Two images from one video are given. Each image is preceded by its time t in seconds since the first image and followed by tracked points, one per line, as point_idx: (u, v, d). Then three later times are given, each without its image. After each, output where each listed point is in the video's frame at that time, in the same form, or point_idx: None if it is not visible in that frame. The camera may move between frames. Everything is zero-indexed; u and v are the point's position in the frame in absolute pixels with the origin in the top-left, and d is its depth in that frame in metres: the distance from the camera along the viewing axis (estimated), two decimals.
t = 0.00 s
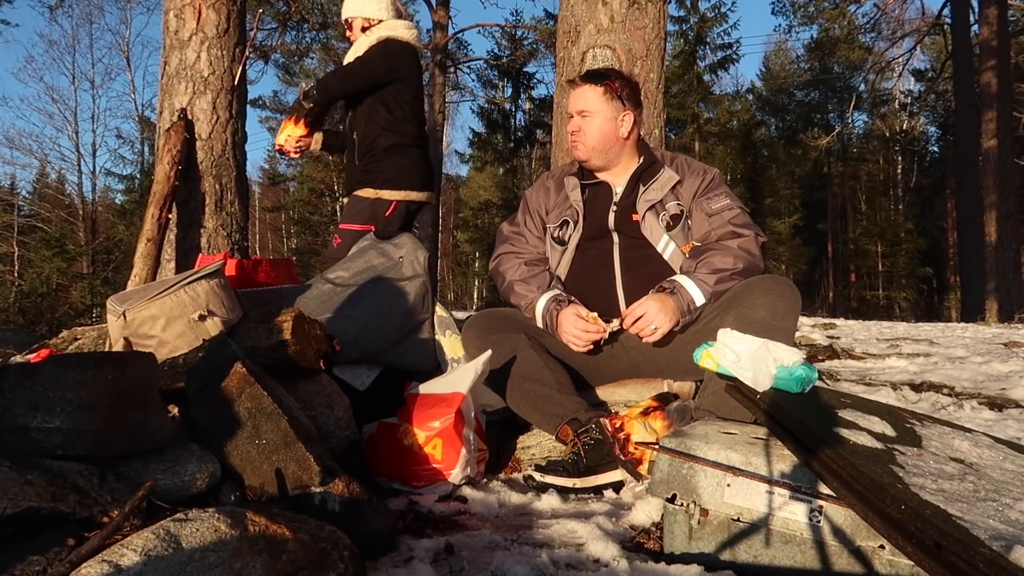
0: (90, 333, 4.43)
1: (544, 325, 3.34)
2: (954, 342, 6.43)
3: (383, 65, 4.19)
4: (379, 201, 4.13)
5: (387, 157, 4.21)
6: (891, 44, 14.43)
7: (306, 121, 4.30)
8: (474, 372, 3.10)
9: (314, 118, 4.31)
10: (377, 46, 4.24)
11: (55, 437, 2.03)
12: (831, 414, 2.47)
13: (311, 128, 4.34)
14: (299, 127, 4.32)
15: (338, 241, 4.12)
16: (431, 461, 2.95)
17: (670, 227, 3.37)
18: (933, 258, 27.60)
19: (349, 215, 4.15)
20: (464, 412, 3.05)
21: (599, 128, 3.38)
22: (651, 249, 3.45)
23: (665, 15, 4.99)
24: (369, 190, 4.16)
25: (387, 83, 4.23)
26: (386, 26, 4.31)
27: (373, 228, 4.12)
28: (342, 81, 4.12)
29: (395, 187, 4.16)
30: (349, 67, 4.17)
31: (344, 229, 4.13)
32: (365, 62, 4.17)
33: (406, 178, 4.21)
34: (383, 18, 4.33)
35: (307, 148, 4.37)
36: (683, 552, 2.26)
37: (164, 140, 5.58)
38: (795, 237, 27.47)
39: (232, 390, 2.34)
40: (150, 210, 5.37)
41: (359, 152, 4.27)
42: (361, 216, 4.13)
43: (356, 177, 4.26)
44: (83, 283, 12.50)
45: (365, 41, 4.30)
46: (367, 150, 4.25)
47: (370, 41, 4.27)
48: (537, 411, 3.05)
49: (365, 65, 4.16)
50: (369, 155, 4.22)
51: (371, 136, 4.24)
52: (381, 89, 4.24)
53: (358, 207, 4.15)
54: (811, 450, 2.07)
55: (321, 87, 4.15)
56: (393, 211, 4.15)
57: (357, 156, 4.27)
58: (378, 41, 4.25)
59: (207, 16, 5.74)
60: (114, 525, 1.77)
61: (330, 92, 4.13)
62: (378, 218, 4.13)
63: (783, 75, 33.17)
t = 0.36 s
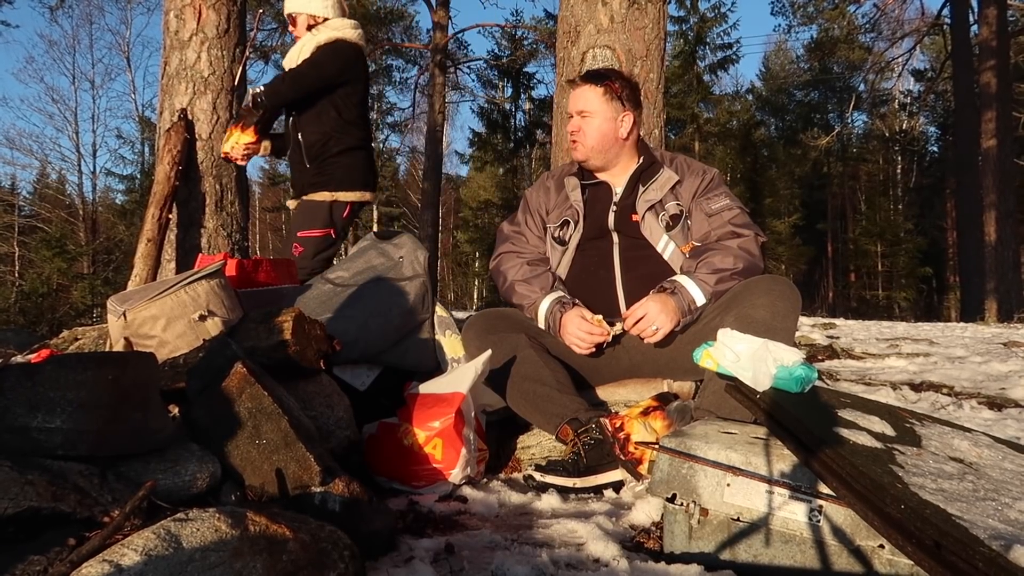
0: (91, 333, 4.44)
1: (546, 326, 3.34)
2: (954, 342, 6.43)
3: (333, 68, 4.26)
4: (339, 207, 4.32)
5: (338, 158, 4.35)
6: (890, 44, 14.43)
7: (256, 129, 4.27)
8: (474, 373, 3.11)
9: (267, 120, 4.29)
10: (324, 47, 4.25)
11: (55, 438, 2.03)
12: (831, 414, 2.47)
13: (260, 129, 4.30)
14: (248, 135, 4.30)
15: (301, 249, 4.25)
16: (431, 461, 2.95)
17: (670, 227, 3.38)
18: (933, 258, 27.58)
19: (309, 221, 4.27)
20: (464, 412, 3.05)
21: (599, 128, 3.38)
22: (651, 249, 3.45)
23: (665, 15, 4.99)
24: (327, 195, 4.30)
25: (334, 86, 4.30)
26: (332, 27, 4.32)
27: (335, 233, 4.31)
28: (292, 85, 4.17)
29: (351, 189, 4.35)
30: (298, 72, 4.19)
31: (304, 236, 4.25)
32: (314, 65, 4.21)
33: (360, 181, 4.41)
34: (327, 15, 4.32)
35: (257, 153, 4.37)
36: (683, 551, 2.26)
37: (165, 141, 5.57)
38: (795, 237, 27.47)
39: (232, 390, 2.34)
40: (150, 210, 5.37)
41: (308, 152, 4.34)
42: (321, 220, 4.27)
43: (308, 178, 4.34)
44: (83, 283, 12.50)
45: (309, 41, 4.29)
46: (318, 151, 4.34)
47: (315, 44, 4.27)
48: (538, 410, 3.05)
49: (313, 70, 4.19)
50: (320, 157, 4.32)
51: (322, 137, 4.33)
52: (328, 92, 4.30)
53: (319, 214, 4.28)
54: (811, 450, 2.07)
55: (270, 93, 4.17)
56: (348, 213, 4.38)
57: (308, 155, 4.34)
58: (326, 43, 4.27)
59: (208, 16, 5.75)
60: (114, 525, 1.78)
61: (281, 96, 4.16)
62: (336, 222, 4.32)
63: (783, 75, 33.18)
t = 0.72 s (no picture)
0: (91, 333, 4.44)
1: (547, 327, 3.34)
2: (954, 342, 6.42)
3: (313, 66, 4.25)
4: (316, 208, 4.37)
5: (315, 156, 4.41)
6: (890, 44, 14.42)
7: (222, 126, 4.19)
8: (474, 373, 3.11)
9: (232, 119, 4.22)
10: (301, 46, 4.23)
11: (55, 438, 2.03)
12: (831, 414, 2.47)
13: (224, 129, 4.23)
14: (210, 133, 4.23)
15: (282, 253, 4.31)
16: (431, 461, 2.96)
17: (669, 227, 3.38)
18: (933, 258, 27.57)
19: (287, 223, 4.30)
20: (464, 412, 3.05)
21: (600, 129, 3.38)
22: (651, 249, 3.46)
23: (665, 16, 5.00)
24: (302, 195, 4.33)
25: (312, 84, 4.29)
26: (304, 27, 4.34)
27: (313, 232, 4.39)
28: (274, 82, 4.12)
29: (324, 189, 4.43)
30: (279, 70, 4.14)
31: (284, 239, 4.29)
32: (294, 63, 4.17)
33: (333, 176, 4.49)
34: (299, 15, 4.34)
35: (218, 152, 4.32)
36: (683, 551, 2.26)
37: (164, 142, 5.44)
38: (795, 237, 27.46)
39: (232, 390, 2.35)
40: (150, 210, 5.16)
41: (286, 150, 4.33)
42: (300, 222, 4.32)
43: (286, 177, 4.33)
44: (83, 283, 12.48)
45: (282, 38, 4.24)
46: (297, 149, 4.34)
47: (291, 42, 4.23)
48: (537, 411, 3.05)
49: (295, 69, 4.16)
50: (298, 155, 4.33)
51: (300, 135, 4.34)
52: (306, 91, 4.27)
53: (297, 216, 4.31)
54: (811, 450, 2.08)
55: (252, 90, 4.09)
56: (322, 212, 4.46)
57: (285, 152, 4.33)
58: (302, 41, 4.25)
59: (208, 16, 5.75)
60: (114, 525, 1.78)
61: (261, 92, 4.09)
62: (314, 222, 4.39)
63: (783, 75, 33.20)
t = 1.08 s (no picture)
0: (91, 334, 4.44)
1: (547, 327, 3.34)
2: (954, 342, 6.42)
3: (270, 67, 4.20)
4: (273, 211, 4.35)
5: (268, 159, 4.34)
6: (890, 44, 14.42)
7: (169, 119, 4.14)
8: (474, 373, 3.11)
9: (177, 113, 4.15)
10: (259, 47, 4.17)
11: (55, 438, 2.03)
12: (831, 414, 2.47)
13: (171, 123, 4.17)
14: (153, 123, 4.13)
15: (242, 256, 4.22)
16: (431, 461, 2.95)
17: (669, 227, 3.38)
18: (933, 258, 27.56)
19: (246, 227, 4.24)
20: (464, 412, 3.05)
21: (599, 128, 3.38)
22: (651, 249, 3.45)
23: (665, 15, 4.99)
24: (258, 199, 4.27)
25: (267, 86, 4.24)
26: (261, 27, 4.28)
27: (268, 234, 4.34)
28: (234, 83, 4.08)
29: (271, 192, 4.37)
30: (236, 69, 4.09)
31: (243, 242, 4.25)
32: (250, 64, 4.12)
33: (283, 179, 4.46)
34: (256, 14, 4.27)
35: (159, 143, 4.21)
36: (684, 552, 2.26)
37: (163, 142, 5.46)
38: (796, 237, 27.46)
39: (232, 390, 2.34)
40: (150, 210, 5.41)
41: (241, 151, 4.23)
42: (259, 225, 4.27)
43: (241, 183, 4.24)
44: (83, 283, 12.46)
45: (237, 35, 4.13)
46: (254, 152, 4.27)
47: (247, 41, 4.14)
48: (537, 411, 3.05)
49: (252, 70, 4.11)
50: (253, 158, 4.25)
51: (256, 138, 4.27)
52: (262, 92, 4.23)
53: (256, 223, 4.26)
54: (812, 450, 2.07)
55: (210, 90, 4.05)
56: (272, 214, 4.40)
57: (239, 154, 4.23)
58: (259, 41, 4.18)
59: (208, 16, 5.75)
60: (114, 525, 1.78)
61: (221, 93, 4.06)
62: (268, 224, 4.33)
63: (783, 75, 33.18)
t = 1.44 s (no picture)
0: (91, 334, 4.44)
1: (547, 327, 3.34)
2: (954, 342, 6.42)
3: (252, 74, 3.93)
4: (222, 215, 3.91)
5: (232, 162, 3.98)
6: (890, 44, 14.45)
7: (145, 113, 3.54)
8: (473, 373, 3.11)
9: (150, 112, 3.70)
10: (244, 50, 3.89)
11: (55, 438, 2.03)
12: (831, 414, 2.47)
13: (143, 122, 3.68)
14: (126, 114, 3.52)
15: (160, 235, 3.76)
16: (430, 461, 2.95)
17: (667, 228, 3.38)
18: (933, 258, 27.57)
19: (182, 210, 3.80)
20: (464, 412, 3.05)
21: (599, 129, 3.38)
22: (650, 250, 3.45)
23: (665, 16, 4.99)
24: (218, 202, 3.89)
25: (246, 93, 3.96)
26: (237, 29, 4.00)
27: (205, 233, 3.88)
28: (226, 89, 3.78)
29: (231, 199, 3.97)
30: (219, 71, 3.78)
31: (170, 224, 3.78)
32: (232, 65, 3.82)
33: (248, 191, 4.12)
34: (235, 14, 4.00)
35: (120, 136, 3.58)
36: (683, 551, 2.27)
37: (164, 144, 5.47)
38: (795, 237, 27.47)
39: (232, 390, 2.34)
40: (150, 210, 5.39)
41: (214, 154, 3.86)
42: (200, 215, 3.84)
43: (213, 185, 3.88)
44: (83, 283, 12.46)
45: (219, 34, 3.82)
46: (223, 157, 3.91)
47: (231, 42, 3.85)
48: (537, 411, 3.05)
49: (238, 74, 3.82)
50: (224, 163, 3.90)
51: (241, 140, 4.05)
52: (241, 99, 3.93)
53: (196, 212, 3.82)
54: (811, 451, 2.08)
55: (201, 90, 3.69)
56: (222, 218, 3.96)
57: (211, 157, 3.86)
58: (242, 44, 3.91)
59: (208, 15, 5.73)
60: (115, 525, 1.78)
61: (213, 98, 3.73)
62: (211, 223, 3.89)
63: (783, 75, 33.19)
